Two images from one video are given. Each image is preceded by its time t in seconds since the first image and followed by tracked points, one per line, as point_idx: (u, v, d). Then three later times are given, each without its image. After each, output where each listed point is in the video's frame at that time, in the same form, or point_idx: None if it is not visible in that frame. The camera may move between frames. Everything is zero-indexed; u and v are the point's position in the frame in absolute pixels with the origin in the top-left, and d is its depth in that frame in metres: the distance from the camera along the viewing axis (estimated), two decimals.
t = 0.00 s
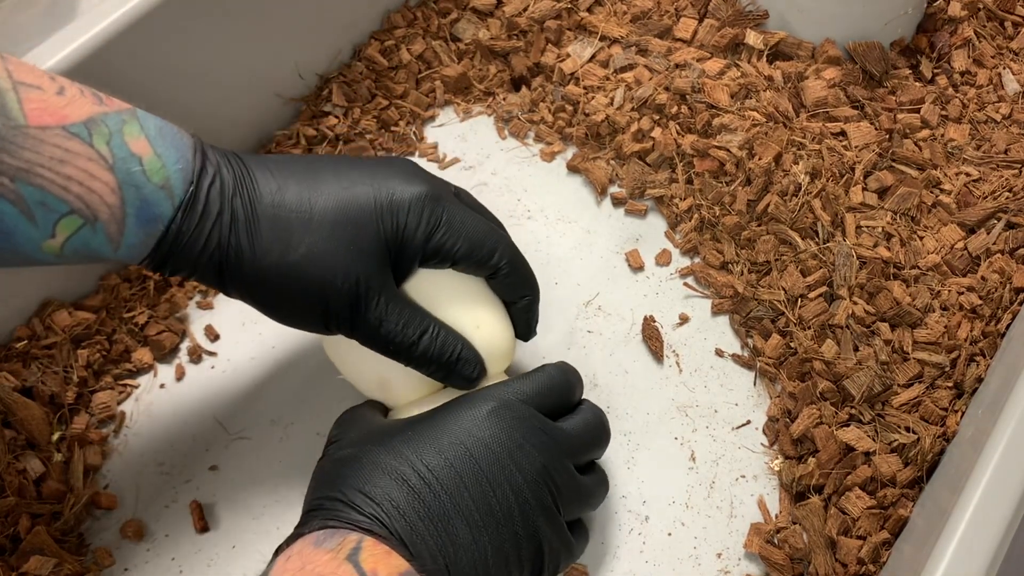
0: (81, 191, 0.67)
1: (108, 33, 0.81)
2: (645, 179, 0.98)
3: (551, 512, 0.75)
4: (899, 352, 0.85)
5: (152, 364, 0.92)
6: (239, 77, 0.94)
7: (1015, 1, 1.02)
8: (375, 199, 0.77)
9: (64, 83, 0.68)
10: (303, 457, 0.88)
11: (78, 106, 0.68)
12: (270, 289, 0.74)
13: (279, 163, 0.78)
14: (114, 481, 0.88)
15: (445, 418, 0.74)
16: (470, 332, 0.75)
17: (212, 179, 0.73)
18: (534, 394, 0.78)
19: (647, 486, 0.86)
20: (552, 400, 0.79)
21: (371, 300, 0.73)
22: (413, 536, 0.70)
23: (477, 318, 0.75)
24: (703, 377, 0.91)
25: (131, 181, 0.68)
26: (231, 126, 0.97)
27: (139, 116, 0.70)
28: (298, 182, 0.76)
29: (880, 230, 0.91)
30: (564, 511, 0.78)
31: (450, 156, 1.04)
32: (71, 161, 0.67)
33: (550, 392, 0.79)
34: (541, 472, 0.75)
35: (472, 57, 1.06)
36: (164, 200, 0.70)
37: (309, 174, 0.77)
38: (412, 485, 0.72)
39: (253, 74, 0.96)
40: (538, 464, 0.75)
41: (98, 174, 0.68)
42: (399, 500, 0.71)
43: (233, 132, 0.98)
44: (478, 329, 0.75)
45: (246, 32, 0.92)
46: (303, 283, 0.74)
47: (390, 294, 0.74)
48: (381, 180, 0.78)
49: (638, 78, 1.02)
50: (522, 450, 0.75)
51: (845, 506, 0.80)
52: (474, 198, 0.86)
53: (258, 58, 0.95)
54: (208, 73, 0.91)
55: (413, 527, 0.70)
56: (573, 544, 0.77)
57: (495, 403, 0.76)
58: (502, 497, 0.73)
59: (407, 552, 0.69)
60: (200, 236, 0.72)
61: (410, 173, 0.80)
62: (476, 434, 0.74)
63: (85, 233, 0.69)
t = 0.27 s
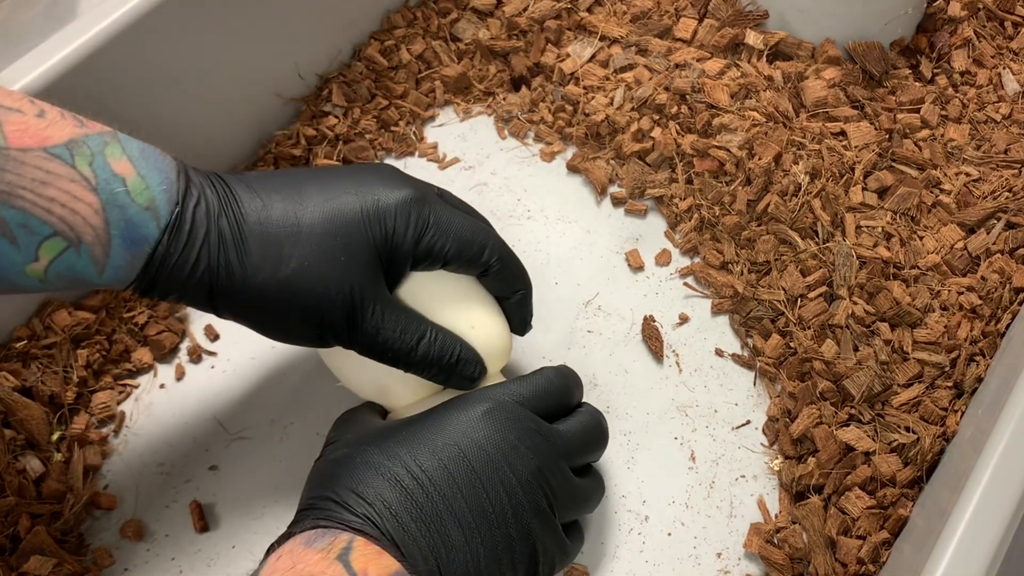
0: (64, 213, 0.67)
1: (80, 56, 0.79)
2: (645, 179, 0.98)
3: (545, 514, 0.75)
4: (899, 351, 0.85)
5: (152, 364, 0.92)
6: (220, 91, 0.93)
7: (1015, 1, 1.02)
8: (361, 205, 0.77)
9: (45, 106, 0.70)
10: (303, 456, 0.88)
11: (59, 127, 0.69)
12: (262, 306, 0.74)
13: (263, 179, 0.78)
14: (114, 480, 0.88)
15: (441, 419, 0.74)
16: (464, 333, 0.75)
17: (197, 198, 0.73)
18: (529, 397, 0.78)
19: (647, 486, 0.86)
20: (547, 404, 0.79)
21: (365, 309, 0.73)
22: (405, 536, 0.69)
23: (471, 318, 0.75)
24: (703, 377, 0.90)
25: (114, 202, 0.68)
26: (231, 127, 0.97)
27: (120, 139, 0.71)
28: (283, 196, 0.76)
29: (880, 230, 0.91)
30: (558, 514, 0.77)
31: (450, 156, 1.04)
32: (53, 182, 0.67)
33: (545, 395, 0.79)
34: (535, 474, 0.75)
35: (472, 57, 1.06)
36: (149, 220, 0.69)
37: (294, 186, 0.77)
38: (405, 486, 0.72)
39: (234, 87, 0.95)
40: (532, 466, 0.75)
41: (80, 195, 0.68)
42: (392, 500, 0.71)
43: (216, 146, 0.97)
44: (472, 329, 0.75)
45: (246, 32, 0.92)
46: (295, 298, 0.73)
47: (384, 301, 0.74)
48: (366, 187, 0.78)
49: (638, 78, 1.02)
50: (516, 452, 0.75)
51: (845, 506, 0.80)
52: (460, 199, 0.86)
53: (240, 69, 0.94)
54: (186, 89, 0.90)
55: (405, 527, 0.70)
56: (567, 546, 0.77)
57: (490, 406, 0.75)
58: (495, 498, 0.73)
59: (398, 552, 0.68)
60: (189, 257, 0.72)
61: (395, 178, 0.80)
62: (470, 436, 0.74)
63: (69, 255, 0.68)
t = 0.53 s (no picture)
0: (59, 203, 0.67)
1: (69, 62, 0.79)
2: (645, 179, 0.98)
3: (543, 514, 0.75)
4: (899, 351, 0.85)
5: (152, 364, 0.92)
6: (214, 93, 0.93)
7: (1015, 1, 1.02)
8: (359, 203, 0.77)
9: (40, 96, 0.70)
10: (303, 456, 0.88)
11: (53, 117, 0.69)
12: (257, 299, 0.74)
13: (260, 172, 0.78)
14: (114, 480, 0.88)
15: (437, 421, 0.74)
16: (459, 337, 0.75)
17: (193, 188, 0.72)
18: (527, 397, 0.78)
19: (647, 486, 0.86)
20: (543, 403, 0.79)
21: (358, 308, 0.73)
22: (404, 538, 0.69)
23: (465, 323, 0.75)
24: (703, 377, 0.91)
25: (109, 191, 0.68)
26: (230, 127, 0.97)
27: (116, 128, 0.70)
28: (280, 190, 0.76)
29: (880, 230, 0.91)
30: (556, 514, 0.78)
31: (450, 156, 1.04)
32: (48, 172, 0.67)
33: (543, 395, 0.80)
34: (533, 473, 0.75)
35: (472, 57, 1.06)
36: (144, 209, 0.69)
37: (291, 180, 0.77)
38: (403, 488, 0.72)
39: (228, 88, 0.94)
40: (529, 466, 0.75)
41: (75, 184, 0.68)
42: (391, 503, 0.71)
43: (216, 146, 0.97)
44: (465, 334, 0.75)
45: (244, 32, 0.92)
46: (290, 293, 0.74)
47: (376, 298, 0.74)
48: (364, 185, 0.79)
49: (638, 78, 1.02)
50: (513, 452, 0.75)
51: (844, 506, 0.80)
52: (457, 198, 0.87)
53: (241, 69, 0.94)
54: (178, 93, 0.89)
55: (404, 529, 0.70)
56: (566, 546, 0.77)
57: (486, 406, 0.76)
58: (494, 498, 0.73)
59: (397, 554, 0.68)
60: (184, 246, 0.71)
61: (393, 177, 0.80)
62: (467, 437, 0.74)
63: (64, 244, 0.68)
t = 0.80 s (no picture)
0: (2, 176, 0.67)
1: (70, 62, 0.78)
2: (645, 179, 0.98)
3: (551, 508, 0.75)
4: (899, 352, 0.85)
5: (152, 364, 0.92)
6: (213, 93, 0.93)
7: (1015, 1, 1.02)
8: (334, 189, 0.76)
9: None
10: (304, 456, 0.88)
11: None
12: (212, 270, 0.74)
13: (237, 138, 0.78)
14: (114, 480, 0.88)
15: (443, 424, 0.75)
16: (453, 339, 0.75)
17: (159, 158, 0.73)
18: (529, 394, 0.79)
19: (648, 486, 0.86)
20: (544, 400, 0.80)
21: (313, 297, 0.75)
22: (414, 538, 0.69)
23: (458, 324, 0.75)
24: (703, 377, 0.90)
25: (58, 164, 0.68)
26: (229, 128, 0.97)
27: (66, 93, 0.69)
28: (253, 163, 0.76)
29: (880, 230, 0.91)
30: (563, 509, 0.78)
31: (450, 156, 1.04)
32: None
33: (545, 394, 0.80)
34: (539, 470, 0.75)
35: (472, 57, 1.06)
36: (96, 181, 0.69)
37: (265, 154, 0.77)
38: (410, 489, 0.72)
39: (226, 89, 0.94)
40: (535, 462, 0.76)
41: (22, 157, 0.67)
42: (399, 505, 0.71)
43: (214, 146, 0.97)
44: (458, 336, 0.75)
45: (244, 32, 0.92)
46: (249, 268, 0.74)
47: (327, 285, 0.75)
48: (343, 170, 0.78)
49: (638, 78, 1.02)
50: (518, 448, 0.75)
51: (845, 506, 0.80)
52: (444, 186, 0.86)
53: (240, 69, 0.94)
54: (177, 92, 0.89)
55: (414, 531, 0.69)
56: (573, 539, 0.77)
57: (488, 404, 0.76)
58: (501, 496, 0.73)
59: (408, 555, 0.68)
60: (142, 215, 0.72)
61: (374, 165, 0.80)
62: (471, 435, 0.74)
63: (12, 218, 0.68)
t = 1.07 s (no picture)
0: (10, 204, 0.66)
1: (71, 62, 0.79)
2: (645, 179, 0.98)
3: (567, 490, 0.76)
4: (899, 351, 0.85)
5: (152, 364, 0.92)
6: (215, 93, 0.93)
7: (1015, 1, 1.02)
8: (344, 212, 0.76)
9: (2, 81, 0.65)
10: (303, 456, 0.88)
11: (13, 112, 0.65)
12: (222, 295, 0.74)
13: (244, 157, 0.76)
14: (114, 480, 0.88)
15: (452, 417, 0.75)
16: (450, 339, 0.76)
17: (172, 191, 0.71)
18: (536, 381, 0.79)
19: (647, 485, 0.86)
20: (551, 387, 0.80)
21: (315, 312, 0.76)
22: (441, 537, 0.69)
23: (456, 324, 0.76)
24: (703, 377, 0.90)
25: (68, 196, 0.67)
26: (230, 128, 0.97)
27: (82, 122, 0.67)
28: (262, 186, 0.75)
29: (880, 230, 0.91)
30: (580, 489, 0.79)
31: (450, 156, 1.04)
32: (3, 173, 0.65)
33: (548, 379, 0.80)
34: (554, 459, 0.76)
35: (472, 57, 1.06)
36: (105, 215, 0.68)
37: (274, 175, 0.76)
38: (431, 489, 0.71)
39: (227, 89, 0.94)
40: (550, 452, 0.76)
41: (31, 189, 0.66)
42: (422, 503, 0.71)
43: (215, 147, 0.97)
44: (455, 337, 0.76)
45: (245, 32, 0.92)
46: (259, 294, 0.74)
47: (332, 301, 0.76)
48: (351, 191, 0.78)
49: (638, 78, 1.02)
50: (533, 439, 0.76)
51: (845, 506, 0.80)
52: (440, 195, 0.86)
53: (241, 70, 0.94)
54: (176, 93, 0.89)
55: (440, 530, 0.70)
56: (589, 520, 0.78)
57: (500, 395, 0.76)
58: (520, 486, 0.73)
59: (436, 554, 0.68)
60: (154, 246, 0.71)
61: (380, 183, 0.80)
62: (486, 429, 0.74)
63: (15, 242, 0.68)
